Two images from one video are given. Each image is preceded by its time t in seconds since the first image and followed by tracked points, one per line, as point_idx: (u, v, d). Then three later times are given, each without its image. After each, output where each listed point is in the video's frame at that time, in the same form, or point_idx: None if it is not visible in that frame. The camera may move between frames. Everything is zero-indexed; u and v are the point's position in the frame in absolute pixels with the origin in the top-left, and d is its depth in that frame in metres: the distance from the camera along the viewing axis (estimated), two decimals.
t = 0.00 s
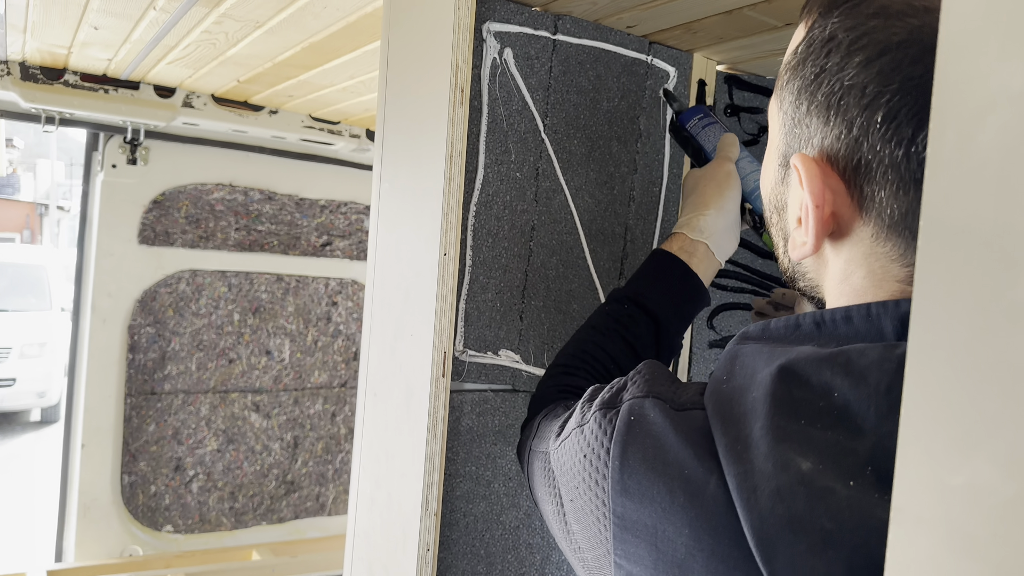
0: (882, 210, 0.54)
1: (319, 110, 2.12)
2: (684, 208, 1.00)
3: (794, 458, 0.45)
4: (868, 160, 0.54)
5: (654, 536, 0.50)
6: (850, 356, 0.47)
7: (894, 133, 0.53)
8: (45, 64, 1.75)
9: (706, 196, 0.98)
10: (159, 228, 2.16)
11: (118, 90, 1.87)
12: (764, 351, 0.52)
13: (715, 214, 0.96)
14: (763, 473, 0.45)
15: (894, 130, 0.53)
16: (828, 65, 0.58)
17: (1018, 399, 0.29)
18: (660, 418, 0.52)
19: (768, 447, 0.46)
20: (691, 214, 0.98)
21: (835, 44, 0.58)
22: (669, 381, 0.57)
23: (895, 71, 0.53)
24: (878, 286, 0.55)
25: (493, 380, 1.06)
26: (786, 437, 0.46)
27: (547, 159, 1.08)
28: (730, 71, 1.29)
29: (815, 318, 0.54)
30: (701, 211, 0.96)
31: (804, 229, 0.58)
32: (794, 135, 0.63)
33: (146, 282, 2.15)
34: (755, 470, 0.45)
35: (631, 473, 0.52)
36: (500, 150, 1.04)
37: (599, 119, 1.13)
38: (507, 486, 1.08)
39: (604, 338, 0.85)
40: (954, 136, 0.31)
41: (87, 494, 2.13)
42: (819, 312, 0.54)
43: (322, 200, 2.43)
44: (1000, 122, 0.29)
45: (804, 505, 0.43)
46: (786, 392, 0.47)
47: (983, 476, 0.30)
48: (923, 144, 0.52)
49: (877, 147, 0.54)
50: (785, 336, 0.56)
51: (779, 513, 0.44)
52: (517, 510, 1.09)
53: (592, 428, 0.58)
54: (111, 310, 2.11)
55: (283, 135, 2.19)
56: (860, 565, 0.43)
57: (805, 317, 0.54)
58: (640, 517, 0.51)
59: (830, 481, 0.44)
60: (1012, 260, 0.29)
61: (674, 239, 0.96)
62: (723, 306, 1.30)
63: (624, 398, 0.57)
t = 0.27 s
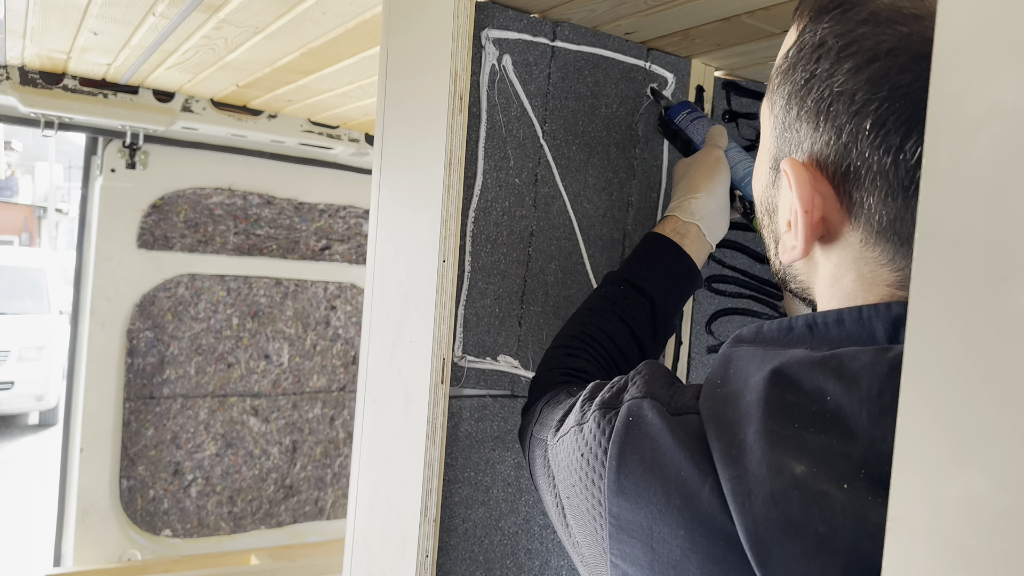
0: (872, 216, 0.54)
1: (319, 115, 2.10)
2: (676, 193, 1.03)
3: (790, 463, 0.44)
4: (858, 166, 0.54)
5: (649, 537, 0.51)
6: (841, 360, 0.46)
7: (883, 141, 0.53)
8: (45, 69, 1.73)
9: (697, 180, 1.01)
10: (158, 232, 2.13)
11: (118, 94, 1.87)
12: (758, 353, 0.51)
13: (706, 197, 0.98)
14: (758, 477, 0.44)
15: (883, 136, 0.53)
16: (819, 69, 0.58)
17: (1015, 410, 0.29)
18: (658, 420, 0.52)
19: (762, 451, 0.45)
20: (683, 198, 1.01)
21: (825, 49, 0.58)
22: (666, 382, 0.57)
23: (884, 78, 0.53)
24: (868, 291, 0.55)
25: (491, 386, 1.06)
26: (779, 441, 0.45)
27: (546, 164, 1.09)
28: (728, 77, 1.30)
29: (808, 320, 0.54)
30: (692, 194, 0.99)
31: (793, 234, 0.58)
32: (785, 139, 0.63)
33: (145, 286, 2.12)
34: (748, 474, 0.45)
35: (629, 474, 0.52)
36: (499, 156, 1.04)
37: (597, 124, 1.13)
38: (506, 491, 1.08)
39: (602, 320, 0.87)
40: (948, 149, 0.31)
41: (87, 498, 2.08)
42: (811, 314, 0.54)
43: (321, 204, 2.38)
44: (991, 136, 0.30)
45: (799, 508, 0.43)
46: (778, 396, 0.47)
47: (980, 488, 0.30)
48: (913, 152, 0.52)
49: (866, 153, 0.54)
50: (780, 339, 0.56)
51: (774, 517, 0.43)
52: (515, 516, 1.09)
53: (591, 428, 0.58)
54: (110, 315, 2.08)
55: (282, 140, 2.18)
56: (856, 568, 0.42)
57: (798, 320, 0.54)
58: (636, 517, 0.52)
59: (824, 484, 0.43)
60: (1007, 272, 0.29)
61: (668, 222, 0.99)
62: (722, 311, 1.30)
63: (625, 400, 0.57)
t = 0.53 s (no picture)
0: (866, 212, 0.54)
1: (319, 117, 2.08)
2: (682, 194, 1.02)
3: (790, 453, 0.45)
4: (851, 162, 0.55)
5: (653, 529, 0.51)
6: (841, 353, 0.46)
7: (875, 137, 0.53)
8: (45, 71, 1.72)
9: (705, 179, 1.00)
10: (158, 234, 2.12)
11: (118, 96, 1.85)
12: (758, 349, 0.52)
13: (715, 197, 0.98)
14: (759, 468, 0.45)
15: (875, 133, 0.53)
16: (811, 69, 0.58)
17: (1017, 404, 0.29)
18: (662, 413, 0.52)
19: (763, 443, 0.45)
20: (691, 197, 0.99)
21: (816, 49, 0.58)
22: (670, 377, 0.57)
23: (875, 75, 0.53)
24: (865, 287, 0.55)
25: (493, 386, 1.06)
26: (780, 432, 0.45)
27: (547, 165, 1.09)
28: (728, 77, 1.30)
29: (808, 317, 0.54)
30: (700, 194, 0.98)
31: (789, 232, 0.58)
32: (780, 138, 0.63)
33: (145, 287, 2.11)
34: (750, 465, 0.45)
35: (632, 467, 0.53)
36: (501, 157, 1.04)
37: (598, 125, 1.13)
38: (507, 491, 1.08)
39: (610, 321, 0.88)
40: (951, 148, 0.31)
41: (87, 500, 2.07)
42: (810, 311, 0.54)
43: (321, 206, 2.38)
44: (994, 136, 0.30)
45: (800, 497, 0.43)
46: (778, 389, 0.47)
47: (982, 483, 0.30)
48: (904, 147, 0.52)
49: (859, 150, 0.54)
50: (779, 335, 0.56)
51: (774, 507, 0.44)
52: (517, 516, 1.09)
53: (595, 422, 0.58)
54: (111, 316, 2.07)
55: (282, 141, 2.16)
56: (854, 555, 0.42)
57: (798, 317, 0.55)
58: (639, 509, 0.52)
59: (823, 473, 0.43)
60: (1008, 269, 0.29)
61: (678, 222, 0.98)
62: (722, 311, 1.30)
63: (629, 394, 0.57)
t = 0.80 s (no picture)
0: (882, 209, 0.54)
1: (319, 117, 2.07)
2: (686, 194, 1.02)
3: (804, 449, 0.45)
4: (868, 160, 0.55)
5: (666, 526, 0.51)
6: (854, 351, 0.46)
7: (893, 134, 0.53)
8: (45, 72, 1.72)
9: (709, 178, 1.00)
10: (159, 235, 2.10)
11: (118, 96, 1.83)
12: (771, 346, 0.52)
13: (720, 195, 0.98)
14: (773, 464, 0.45)
15: (893, 130, 0.53)
16: (829, 66, 0.58)
17: None
18: (675, 410, 0.52)
19: (777, 439, 0.46)
20: (695, 196, 0.99)
21: (834, 46, 0.58)
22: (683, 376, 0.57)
23: (895, 72, 0.53)
24: (879, 285, 0.55)
25: (496, 385, 1.06)
26: (794, 429, 0.46)
27: (550, 163, 1.09)
28: (731, 75, 1.30)
29: (821, 314, 0.54)
30: (705, 193, 0.98)
31: (804, 229, 0.58)
32: (794, 135, 0.63)
33: (146, 288, 2.08)
34: (763, 461, 0.45)
35: (644, 464, 0.52)
36: (503, 156, 1.04)
37: (601, 123, 1.13)
38: (511, 490, 1.08)
39: (615, 320, 0.88)
40: (961, 142, 0.31)
41: (87, 502, 2.04)
42: (824, 308, 0.54)
43: (321, 206, 2.36)
44: (1005, 128, 0.30)
45: (814, 493, 0.44)
46: (792, 386, 0.47)
47: (995, 476, 0.30)
48: (922, 144, 0.52)
49: (876, 147, 0.54)
50: (792, 332, 0.56)
51: (788, 502, 0.44)
52: (521, 515, 1.09)
53: (607, 419, 0.58)
54: (111, 317, 2.04)
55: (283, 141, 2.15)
56: (867, 550, 0.43)
57: (811, 313, 0.55)
58: (652, 505, 0.52)
59: (838, 469, 0.44)
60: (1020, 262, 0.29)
61: (682, 221, 0.97)
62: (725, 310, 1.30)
63: (642, 391, 0.57)
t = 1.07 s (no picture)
0: (882, 188, 0.54)
1: (320, 113, 2.05)
2: (700, 186, 1.02)
3: (810, 431, 0.45)
4: (863, 139, 0.55)
5: (672, 508, 0.51)
6: (863, 334, 0.46)
7: (886, 110, 0.53)
8: (46, 69, 1.72)
9: (723, 170, 1.00)
10: (160, 232, 2.07)
11: (118, 94, 1.83)
12: (778, 331, 0.51)
13: (736, 187, 0.98)
14: (779, 446, 0.45)
15: (886, 106, 0.53)
16: (818, 53, 0.59)
17: None
18: (683, 393, 0.53)
19: (783, 421, 0.46)
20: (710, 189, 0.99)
21: (821, 35, 0.59)
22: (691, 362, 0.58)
23: (881, 50, 0.54)
24: (886, 265, 0.54)
25: (500, 377, 1.06)
26: (800, 411, 0.45)
27: (552, 156, 1.09)
28: (732, 66, 1.30)
29: (828, 299, 0.53)
30: (721, 185, 0.98)
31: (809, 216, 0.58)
32: (789, 127, 0.63)
33: (147, 285, 2.06)
34: (770, 443, 0.45)
35: (651, 446, 0.52)
36: (506, 148, 1.04)
37: (603, 115, 1.13)
38: (515, 482, 1.08)
39: (629, 313, 0.88)
40: (971, 119, 0.31)
41: (90, 500, 2.03)
42: (831, 292, 0.53)
43: (323, 203, 2.32)
44: (1016, 103, 0.30)
45: (819, 474, 0.43)
46: (800, 367, 0.47)
47: (1007, 453, 0.30)
48: (916, 115, 0.52)
49: (871, 125, 0.54)
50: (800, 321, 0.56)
51: (792, 483, 0.43)
52: (525, 507, 1.09)
53: (615, 404, 0.58)
54: (113, 314, 2.03)
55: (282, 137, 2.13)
56: (874, 534, 0.42)
57: (818, 299, 0.54)
58: (659, 488, 0.52)
59: (843, 451, 0.43)
60: None
61: (699, 214, 0.98)
62: (728, 302, 1.30)
63: (649, 376, 0.57)
